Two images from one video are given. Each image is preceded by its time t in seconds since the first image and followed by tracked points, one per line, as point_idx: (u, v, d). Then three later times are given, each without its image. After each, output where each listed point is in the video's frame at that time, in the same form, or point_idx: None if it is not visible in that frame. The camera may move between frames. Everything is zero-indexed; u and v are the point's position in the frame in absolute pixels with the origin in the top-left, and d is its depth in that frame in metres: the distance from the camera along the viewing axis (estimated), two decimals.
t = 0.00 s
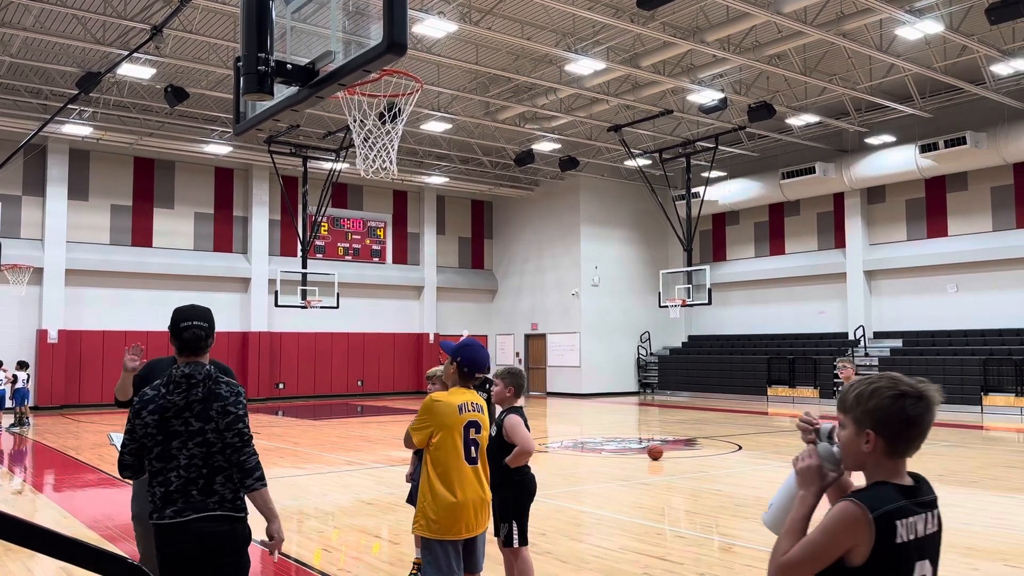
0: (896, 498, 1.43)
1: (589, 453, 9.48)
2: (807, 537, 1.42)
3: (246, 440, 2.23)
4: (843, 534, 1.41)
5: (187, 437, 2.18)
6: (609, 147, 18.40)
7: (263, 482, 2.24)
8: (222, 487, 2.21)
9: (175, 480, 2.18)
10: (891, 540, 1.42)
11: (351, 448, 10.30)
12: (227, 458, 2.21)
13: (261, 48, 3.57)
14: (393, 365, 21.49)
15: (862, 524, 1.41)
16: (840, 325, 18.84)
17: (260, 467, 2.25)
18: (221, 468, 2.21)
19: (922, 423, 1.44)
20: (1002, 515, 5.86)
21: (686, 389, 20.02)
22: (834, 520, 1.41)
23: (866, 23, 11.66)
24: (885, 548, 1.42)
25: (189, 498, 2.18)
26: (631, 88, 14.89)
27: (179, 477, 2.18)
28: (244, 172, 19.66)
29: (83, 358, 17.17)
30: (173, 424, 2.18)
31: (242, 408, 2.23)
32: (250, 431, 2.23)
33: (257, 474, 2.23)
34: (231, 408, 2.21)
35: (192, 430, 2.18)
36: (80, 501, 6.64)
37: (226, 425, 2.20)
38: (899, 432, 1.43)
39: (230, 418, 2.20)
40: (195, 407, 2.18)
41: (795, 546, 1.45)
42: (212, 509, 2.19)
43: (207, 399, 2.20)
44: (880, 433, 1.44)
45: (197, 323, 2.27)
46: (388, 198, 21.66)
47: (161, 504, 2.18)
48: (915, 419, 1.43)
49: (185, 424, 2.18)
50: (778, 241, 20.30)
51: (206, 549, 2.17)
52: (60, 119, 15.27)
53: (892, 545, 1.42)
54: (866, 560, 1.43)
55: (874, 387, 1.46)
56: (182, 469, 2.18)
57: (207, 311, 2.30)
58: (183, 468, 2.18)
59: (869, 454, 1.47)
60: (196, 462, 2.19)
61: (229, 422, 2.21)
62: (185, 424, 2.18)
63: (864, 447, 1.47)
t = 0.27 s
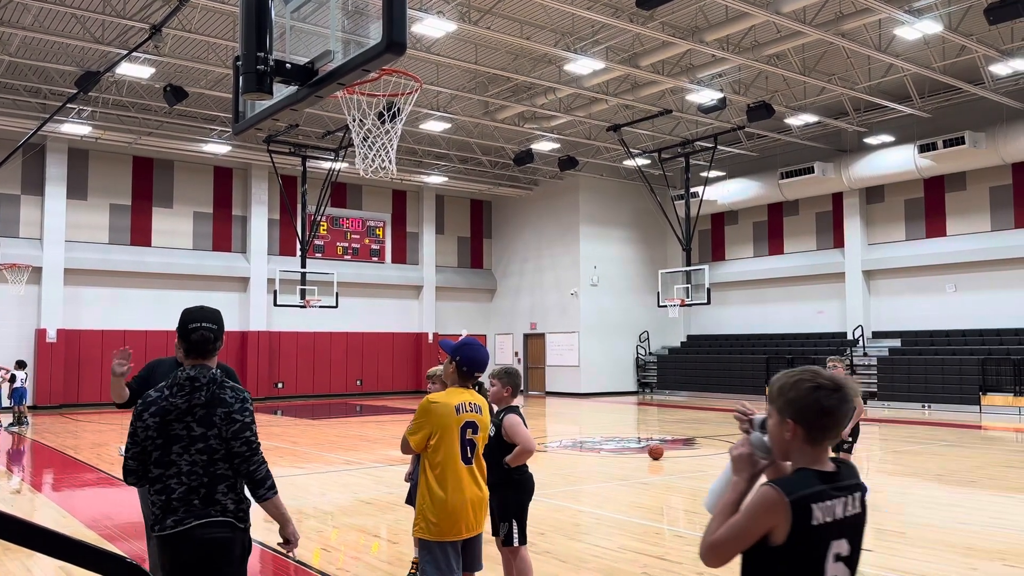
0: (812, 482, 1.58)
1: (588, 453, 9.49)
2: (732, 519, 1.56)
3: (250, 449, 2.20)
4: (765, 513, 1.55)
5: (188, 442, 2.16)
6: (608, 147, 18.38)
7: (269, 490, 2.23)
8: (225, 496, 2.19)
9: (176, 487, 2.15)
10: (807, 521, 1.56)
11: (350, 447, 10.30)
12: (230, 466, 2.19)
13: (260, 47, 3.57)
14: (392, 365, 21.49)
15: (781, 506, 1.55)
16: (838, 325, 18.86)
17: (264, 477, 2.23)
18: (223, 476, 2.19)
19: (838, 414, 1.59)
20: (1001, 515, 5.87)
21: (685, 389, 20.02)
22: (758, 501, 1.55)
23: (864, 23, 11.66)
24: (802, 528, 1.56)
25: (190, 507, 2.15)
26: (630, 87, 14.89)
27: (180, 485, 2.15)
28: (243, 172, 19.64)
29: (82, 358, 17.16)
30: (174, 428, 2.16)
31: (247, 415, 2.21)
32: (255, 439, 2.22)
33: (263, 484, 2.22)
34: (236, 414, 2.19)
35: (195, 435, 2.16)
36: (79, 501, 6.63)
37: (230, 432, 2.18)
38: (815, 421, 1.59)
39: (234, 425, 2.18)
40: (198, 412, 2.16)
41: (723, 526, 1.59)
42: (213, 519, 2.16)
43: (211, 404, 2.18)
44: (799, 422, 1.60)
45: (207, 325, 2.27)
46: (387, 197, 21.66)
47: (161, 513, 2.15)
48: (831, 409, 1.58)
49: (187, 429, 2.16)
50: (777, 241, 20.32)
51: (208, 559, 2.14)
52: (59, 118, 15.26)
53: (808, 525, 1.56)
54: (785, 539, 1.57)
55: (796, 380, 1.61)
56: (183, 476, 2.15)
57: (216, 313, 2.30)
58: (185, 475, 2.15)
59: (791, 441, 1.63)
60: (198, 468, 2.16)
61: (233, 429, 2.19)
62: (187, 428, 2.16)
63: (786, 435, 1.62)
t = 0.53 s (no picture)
0: (746, 469, 1.72)
1: (586, 453, 9.49)
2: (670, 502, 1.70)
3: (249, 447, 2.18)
4: (702, 497, 1.69)
5: (186, 437, 2.14)
6: (606, 147, 18.38)
7: (269, 490, 2.20)
8: (222, 495, 2.17)
9: (171, 484, 2.13)
10: (740, 504, 1.71)
11: (348, 447, 10.29)
12: (227, 464, 2.17)
13: (258, 46, 3.56)
14: (390, 364, 21.48)
15: (716, 491, 1.69)
16: (836, 325, 18.89)
17: (265, 476, 2.20)
18: (222, 473, 2.17)
19: (770, 409, 1.73)
20: (998, 515, 5.87)
21: (683, 389, 20.03)
22: (695, 487, 1.69)
23: (863, 23, 11.68)
24: (736, 511, 1.71)
25: (185, 505, 2.13)
26: (628, 87, 14.90)
27: (174, 483, 2.13)
28: (241, 171, 19.62)
29: (79, 357, 17.14)
30: (172, 422, 2.15)
31: (248, 411, 2.19)
32: (255, 436, 2.19)
33: (263, 484, 2.19)
34: (236, 410, 2.17)
35: (192, 431, 2.15)
36: (77, 500, 6.62)
37: (230, 428, 2.16)
38: (750, 414, 1.73)
39: (234, 421, 2.16)
40: (197, 406, 2.15)
41: (664, 508, 1.73)
42: (210, 517, 2.15)
43: (211, 398, 2.16)
44: (735, 415, 1.74)
45: (207, 317, 2.23)
46: (385, 197, 21.64)
47: (154, 512, 2.13)
48: (764, 403, 1.72)
49: (184, 423, 2.15)
50: (775, 241, 20.33)
51: (201, 561, 2.13)
52: (57, 117, 15.23)
53: (741, 509, 1.71)
54: (721, 522, 1.72)
55: (734, 375, 1.75)
56: (177, 474, 2.14)
57: (218, 303, 2.27)
58: (180, 472, 2.14)
59: (728, 431, 1.77)
60: (194, 466, 2.14)
61: (231, 426, 2.16)
62: (185, 423, 2.15)
63: (723, 427, 1.76)
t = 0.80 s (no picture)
0: (713, 464, 1.86)
1: (585, 453, 9.49)
2: (643, 495, 1.82)
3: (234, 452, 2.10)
4: (673, 491, 1.82)
5: (169, 441, 2.07)
6: (604, 147, 18.37)
7: (255, 497, 2.11)
8: (209, 499, 2.10)
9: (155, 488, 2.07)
10: (709, 497, 1.85)
11: (346, 447, 10.29)
12: (213, 469, 2.10)
13: (256, 46, 3.56)
14: (388, 364, 21.47)
15: (686, 484, 1.82)
16: (834, 325, 18.91)
17: (251, 483, 2.11)
18: (208, 477, 2.10)
19: (736, 408, 1.87)
20: (996, 515, 5.88)
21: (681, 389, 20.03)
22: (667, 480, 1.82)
23: (860, 24, 11.70)
24: (705, 504, 1.85)
25: (170, 510, 2.06)
26: (626, 87, 14.90)
27: (158, 487, 2.07)
28: (238, 171, 19.60)
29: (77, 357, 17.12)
30: (154, 424, 2.07)
31: (233, 416, 2.10)
32: (240, 441, 2.11)
33: (249, 490, 2.10)
34: (220, 415, 2.08)
35: (176, 435, 2.07)
36: (74, 500, 6.61)
37: (214, 433, 2.07)
38: (717, 412, 1.87)
39: (218, 426, 2.08)
40: (180, 409, 2.07)
41: (637, 499, 1.86)
42: (196, 523, 2.08)
43: (195, 402, 2.08)
44: (703, 412, 1.88)
45: (192, 315, 2.18)
46: (383, 196, 21.64)
47: (139, 516, 2.07)
48: (730, 402, 1.86)
49: (167, 426, 2.07)
50: (773, 241, 20.35)
51: (188, 566, 2.06)
52: (54, 117, 15.22)
53: (709, 501, 1.85)
54: (690, 514, 1.86)
55: (702, 376, 1.89)
56: (161, 478, 2.07)
57: (204, 302, 2.21)
58: (164, 475, 2.07)
59: (696, 428, 1.91)
60: (178, 470, 2.07)
61: (216, 430, 2.08)
62: (168, 426, 2.07)
63: (692, 423, 1.90)
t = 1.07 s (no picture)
0: (684, 454, 1.94)
1: (582, 452, 9.50)
2: (619, 488, 1.90)
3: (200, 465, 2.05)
4: (646, 480, 1.90)
5: (135, 445, 2.03)
6: (602, 147, 18.37)
7: (218, 512, 2.07)
8: (173, 509, 2.05)
9: (116, 494, 2.02)
10: (680, 484, 1.92)
11: (344, 447, 10.28)
12: (178, 478, 2.05)
13: (253, 46, 3.56)
14: (386, 364, 21.45)
15: (659, 474, 1.90)
16: (831, 325, 18.93)
17: (215, 496, 2.07)
18: (172, 487, 2.05)
19: (703, 400, 1.96)
20: (992, 515, 5.90)
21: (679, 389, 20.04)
22: (640, 472, 1.90)
23: (857, 24, 11.72)
24: (677, 492, 1.91)
25: (130, 519, 2.01)
26: (624, 87, 14.90)
27: (119, 493, 2.02)
28: (236, 170, 19.58)
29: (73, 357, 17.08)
30: (120, 427, 2.03)
31: (202, 424, 2.06)
32: (208, 452, 2.06)
33: (212, 504, 2.06)
34: (189, 422, 2.04)
35: (142, 439, 2.02)
36: (70, 500, 6.60)
37: (181, 441, 2.03)
38: (686, 405, 1.95)
39: (186, 433, 2.03)
40: (149, 413, 2.03)
41: (613, 491, 1.94)
42: (156, 534, 2.02)
43: (165, 406, 2.04)
44: (673, 405, 1.96)
45: (167, 319, 2.14)
46: (380, 196, 21.62)
47: (96, 522, 2.01)
48: (697, 394, 1.95)
49: (134, 430, 2.03)
50: (770, 241, 20.37)
51: None
52: (51, 116, 15.19)
53: (680, 489, 1.92)
54: (663, 501, 1.92)
55: (671, 370, 1.97)
56: (123, 484, 2.02)
57: (184, 307, 2.18)
58: (127, 482, 2.02)
59: (666, 420, 1.99)
60: (141, 476, 2.02)
61: (184, 437, 2.04)
62: (135, 430, 2.03)
63: (662, 417, 1.99)
